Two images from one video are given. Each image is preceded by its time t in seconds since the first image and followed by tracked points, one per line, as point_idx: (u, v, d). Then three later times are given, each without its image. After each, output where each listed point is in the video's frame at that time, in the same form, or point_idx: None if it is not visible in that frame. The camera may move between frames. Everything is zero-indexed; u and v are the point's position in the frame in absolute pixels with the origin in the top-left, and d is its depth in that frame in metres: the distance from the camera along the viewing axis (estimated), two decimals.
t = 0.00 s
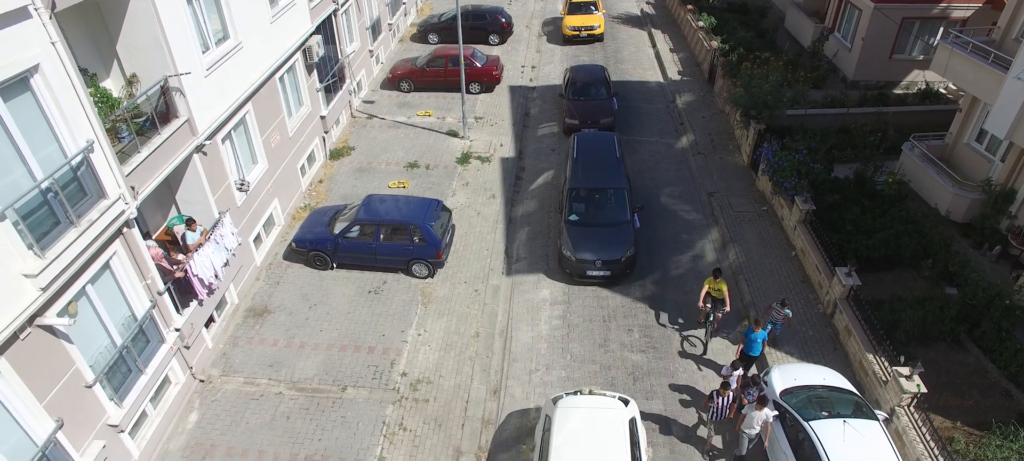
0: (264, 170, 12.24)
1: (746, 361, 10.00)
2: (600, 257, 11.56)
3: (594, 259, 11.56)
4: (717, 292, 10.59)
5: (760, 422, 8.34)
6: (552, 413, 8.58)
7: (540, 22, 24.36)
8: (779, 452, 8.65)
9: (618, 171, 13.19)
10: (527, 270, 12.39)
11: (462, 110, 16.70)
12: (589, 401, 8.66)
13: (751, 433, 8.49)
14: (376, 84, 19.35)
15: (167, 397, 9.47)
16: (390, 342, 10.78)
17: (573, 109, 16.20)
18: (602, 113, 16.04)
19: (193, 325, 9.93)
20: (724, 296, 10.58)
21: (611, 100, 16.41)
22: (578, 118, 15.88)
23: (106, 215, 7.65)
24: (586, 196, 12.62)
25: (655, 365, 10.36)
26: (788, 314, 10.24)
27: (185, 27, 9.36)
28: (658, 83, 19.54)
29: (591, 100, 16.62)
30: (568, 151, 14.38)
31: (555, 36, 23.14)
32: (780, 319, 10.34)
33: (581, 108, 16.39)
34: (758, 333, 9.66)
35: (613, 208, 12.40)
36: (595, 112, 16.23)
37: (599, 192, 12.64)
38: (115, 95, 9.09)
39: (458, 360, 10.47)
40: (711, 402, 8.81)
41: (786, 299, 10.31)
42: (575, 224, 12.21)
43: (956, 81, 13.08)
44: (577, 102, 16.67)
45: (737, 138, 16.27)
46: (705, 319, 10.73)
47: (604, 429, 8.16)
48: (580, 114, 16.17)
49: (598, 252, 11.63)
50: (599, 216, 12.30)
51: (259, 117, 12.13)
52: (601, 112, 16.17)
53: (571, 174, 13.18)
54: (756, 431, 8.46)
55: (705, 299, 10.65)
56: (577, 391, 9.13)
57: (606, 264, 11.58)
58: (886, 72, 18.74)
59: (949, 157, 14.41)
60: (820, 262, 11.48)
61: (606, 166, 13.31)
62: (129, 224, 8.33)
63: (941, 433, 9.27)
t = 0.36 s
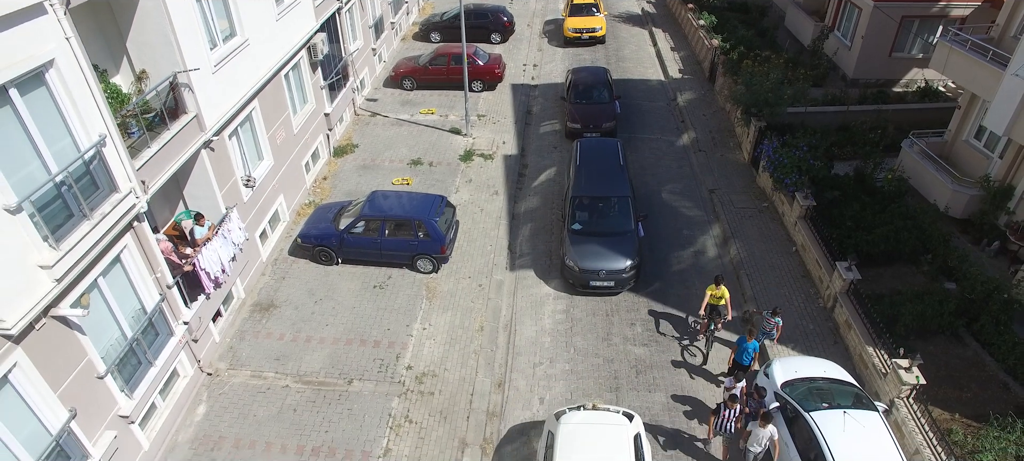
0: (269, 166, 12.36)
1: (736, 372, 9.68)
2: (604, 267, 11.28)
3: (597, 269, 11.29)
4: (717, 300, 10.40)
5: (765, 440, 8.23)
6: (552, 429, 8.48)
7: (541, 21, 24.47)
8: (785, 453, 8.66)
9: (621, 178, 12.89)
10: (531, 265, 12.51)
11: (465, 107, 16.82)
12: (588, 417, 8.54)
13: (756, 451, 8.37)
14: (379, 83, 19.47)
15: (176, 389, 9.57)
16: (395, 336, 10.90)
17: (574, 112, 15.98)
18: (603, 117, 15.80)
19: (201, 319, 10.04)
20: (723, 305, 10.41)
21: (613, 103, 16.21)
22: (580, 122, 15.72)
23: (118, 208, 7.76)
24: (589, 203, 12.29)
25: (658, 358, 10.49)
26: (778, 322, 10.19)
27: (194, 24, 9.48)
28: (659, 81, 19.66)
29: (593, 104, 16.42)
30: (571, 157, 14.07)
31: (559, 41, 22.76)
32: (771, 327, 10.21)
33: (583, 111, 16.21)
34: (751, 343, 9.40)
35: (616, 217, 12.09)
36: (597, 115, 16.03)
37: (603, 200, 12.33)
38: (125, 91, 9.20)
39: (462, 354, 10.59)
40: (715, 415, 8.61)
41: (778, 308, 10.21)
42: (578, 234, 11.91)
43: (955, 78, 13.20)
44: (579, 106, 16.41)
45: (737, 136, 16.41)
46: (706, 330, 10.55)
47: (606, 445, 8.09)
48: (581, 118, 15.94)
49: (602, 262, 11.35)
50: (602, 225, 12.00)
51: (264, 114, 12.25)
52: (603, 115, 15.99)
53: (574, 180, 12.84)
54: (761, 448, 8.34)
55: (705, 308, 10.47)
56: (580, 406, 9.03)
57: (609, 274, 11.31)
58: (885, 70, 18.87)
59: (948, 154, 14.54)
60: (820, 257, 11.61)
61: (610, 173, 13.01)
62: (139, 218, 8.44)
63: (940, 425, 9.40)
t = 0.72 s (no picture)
0: (272, 165, 12.52)
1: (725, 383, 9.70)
2: (604, 280, 11.12)
3: (597, 282, 11.12)
4: (713, 316, 10.30)
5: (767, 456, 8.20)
6: (552, 448, 8.28)
7: (541, 21, 24.60)
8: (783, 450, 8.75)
9: (622, 188, 12.73)
10: (530, 262, 12.66)
11: (465, 107, 16.97)
12: (589, 437, 8.34)
13: None
14: (380, 83, 19.62)
15: (182, 384, 9.71)
16: (397, 332, 11.06)
17: (574, 118, 15.88)
18: (602, 124, 15.71)
19: (206, 315, 10.20)
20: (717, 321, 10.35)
21: (613, 108, 16.12)
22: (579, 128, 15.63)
23: (127, 205, 7.92)
24: (589, 214, 12.13)
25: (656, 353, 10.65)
26: (764, 335, 10.07)
27: (200, 25, 9.64)
28: (658, 81, 19.81)
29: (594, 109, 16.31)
30: (571, 166, 13.91)
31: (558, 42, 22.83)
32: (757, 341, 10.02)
33: (583, 116, 16.11)
34: (738, 353, 9.44)
35: (617, 228, 11.93)
36: (596, 121, 15.94)
37: (603, 211, 12.17)
38: (132, 91, 9.36)
39: (463, 350, 10.74)
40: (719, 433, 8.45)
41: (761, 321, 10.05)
42: (578, 245, 11.73)
43: (949, 78, 13.35)
44: (579, 112, 16.29)
45: (735, 135, 16.57)
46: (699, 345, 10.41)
47: None
48: (580, 124, 15.85)
49: (602, 275, 11.18)
50: (602, 236, 11.84)
51: (268, 113, 12.41)
52: (603, 120, 15.90)
53: (574, 191, 12.68)
54: None
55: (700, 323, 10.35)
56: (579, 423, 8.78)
57: (609, 287, 11.14)
58: (882, 70, 19.04)
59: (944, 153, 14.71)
60: (817, 255, 11.78)
61: (610, 183, 12.85)
62: (146, 215, 8.60)
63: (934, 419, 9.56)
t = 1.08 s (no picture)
0: (274, 163, 12.63)
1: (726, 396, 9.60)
2: (603, 293, 10.86)
3: (597, 295, 10.86)
4: (707, 332, 9.89)
5: None
6: None
7: (541, 21, 24.66)
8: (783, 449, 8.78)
9: (621, 198, 12.43)
10: (530, 260, 12.75)
11: (466, 106, 17.05)
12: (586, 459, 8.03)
13: None
14: (380, 82, 19.70)
15: (185, 380, 9.80)
16: (398, 328, 11.15)
17: (573, 125, 15.60)
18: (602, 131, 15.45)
19: (208, 311, 10.29)
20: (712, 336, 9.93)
21: (613, 115, 15.87)
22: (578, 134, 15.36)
23: (131, 201, 8.02)
24: (588, 224, 11.84)
25: (655, 349, 10.75)
26: (756, 343, 9.80)
27: (202, 25, 9.73)
28: (657, 80, 19.89)
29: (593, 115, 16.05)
30: (570, 175, 13.60)
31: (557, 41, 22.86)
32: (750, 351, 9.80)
33: (582, 123, 15.85)
34: (736, 367, 9.38)
35: (617, 239, 11.63)
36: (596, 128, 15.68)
37: (602, 221, 11.87)
38: (136, 89, 9.47)
39: (463, 346, 10.83)
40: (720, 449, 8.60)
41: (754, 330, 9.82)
42: (577, 257, 11.46)
43: (946, 76, 13.44)
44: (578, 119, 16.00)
45: (734, 133, 16.67)
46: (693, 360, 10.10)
47: None
48: (579, 131, 15.58)
49: (601, 287, 10.92)
50: (601, 248, 11.54)
51: (269, 111, 12.51)
52: (602, 128, 15.64)
53: (573, 201, 12.38)
54: None
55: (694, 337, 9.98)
56: (578, 441, 8.56)
57: (609, 300, 10.89)
58: (880, 69, 19.14)
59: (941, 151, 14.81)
60: (814, 252, 11.88)
61: (610, 193, 12.54)
62: (150, 212, 8.70)
63: (929, 413, 9.71)
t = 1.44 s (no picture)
0: (274, 161, 12.67)
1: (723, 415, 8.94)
2: (603, 308, 10.52)
3: (596, 310, 10.53)
4: (702, 351, 9.64)
5: None
6: None
7: (540, 20, 24.65)
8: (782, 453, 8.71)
9: (621, 209, 12.05)
10: (530, 258, 12.77)
11: (465, 105, 17.08)
12: None
13: None
14: (380, 81, 19.72)
15: (185, 377, 9.83)
16: (397, 326, 11.19)
17: (573, 135, 15.23)
18: (603, 141, 15.10)
19: (208, 309, 10.33)
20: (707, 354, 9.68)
21: (613, 124, 15.47)
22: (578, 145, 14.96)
23: (132, 199, 8.06)
24: (587, 236, 11.50)
25: (654, 347, 10.80)
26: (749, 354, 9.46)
27: (203, 24, 9.76)
28: (656, 79, 19.91)
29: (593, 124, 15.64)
30: (568, 185, 13.23)
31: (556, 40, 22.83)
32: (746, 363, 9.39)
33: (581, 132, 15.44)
34: (739, 382, 8.79)
35: (616, 252, 11.29)
36: (595, 137, 15.27)
37: (602, 234, 11.51)
38: (136, 87, 9.49)
39: (463, 344, 10.85)
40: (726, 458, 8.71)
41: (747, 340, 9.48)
42: (576, 270, 11.12)
43: (944, 75, 13.48)
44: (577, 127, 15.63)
45: (733, 132, 16.70)
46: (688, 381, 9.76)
47: None
48: (579, 140, 15.23)
49: (600, 302, 10.59)
50: (600, 261, 11.19)
51: (269, 110, 12.55)
52: (602, 137, 15.24)
53: (572, 212, 12.02)
54: None
55: (690, 357, 9.69)
56: None
57: (609, 315, 10.55)
58: (879, 68, 19.20)
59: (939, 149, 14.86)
60: (812, 250, 11.92)
61: (609, 204, 12.16)
62: (150, 210, 8.73)
63: (926, 410, 9.81)
